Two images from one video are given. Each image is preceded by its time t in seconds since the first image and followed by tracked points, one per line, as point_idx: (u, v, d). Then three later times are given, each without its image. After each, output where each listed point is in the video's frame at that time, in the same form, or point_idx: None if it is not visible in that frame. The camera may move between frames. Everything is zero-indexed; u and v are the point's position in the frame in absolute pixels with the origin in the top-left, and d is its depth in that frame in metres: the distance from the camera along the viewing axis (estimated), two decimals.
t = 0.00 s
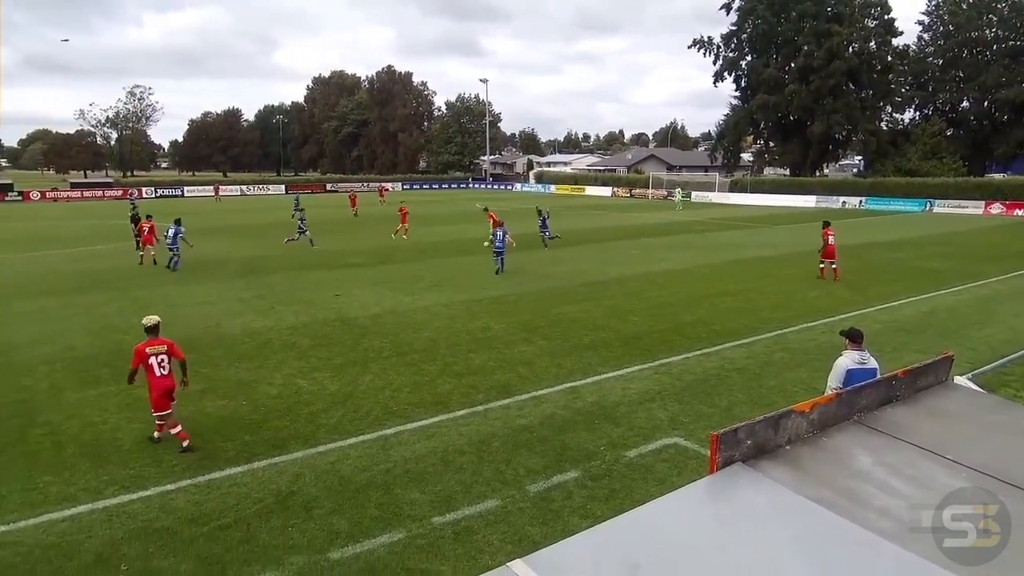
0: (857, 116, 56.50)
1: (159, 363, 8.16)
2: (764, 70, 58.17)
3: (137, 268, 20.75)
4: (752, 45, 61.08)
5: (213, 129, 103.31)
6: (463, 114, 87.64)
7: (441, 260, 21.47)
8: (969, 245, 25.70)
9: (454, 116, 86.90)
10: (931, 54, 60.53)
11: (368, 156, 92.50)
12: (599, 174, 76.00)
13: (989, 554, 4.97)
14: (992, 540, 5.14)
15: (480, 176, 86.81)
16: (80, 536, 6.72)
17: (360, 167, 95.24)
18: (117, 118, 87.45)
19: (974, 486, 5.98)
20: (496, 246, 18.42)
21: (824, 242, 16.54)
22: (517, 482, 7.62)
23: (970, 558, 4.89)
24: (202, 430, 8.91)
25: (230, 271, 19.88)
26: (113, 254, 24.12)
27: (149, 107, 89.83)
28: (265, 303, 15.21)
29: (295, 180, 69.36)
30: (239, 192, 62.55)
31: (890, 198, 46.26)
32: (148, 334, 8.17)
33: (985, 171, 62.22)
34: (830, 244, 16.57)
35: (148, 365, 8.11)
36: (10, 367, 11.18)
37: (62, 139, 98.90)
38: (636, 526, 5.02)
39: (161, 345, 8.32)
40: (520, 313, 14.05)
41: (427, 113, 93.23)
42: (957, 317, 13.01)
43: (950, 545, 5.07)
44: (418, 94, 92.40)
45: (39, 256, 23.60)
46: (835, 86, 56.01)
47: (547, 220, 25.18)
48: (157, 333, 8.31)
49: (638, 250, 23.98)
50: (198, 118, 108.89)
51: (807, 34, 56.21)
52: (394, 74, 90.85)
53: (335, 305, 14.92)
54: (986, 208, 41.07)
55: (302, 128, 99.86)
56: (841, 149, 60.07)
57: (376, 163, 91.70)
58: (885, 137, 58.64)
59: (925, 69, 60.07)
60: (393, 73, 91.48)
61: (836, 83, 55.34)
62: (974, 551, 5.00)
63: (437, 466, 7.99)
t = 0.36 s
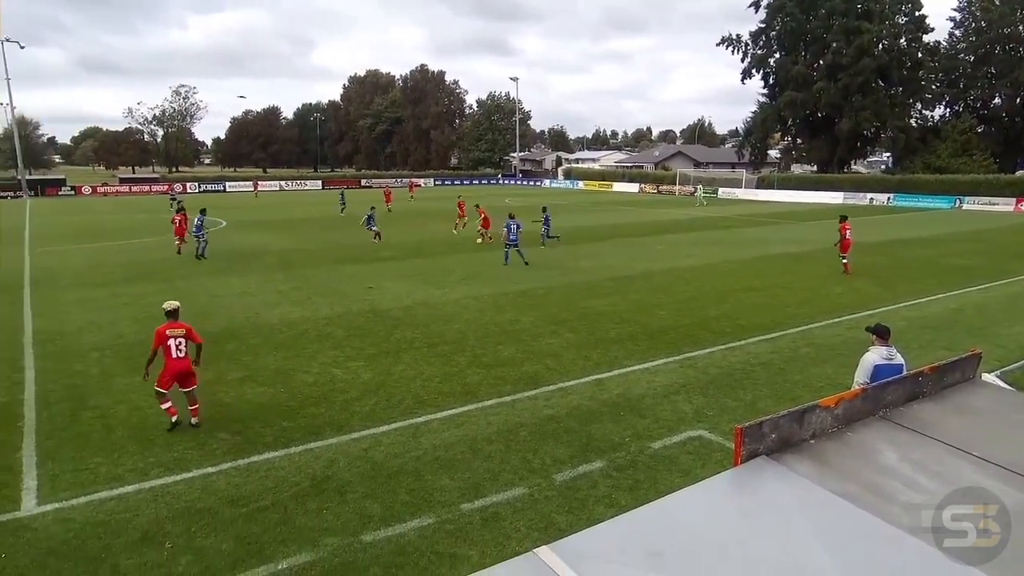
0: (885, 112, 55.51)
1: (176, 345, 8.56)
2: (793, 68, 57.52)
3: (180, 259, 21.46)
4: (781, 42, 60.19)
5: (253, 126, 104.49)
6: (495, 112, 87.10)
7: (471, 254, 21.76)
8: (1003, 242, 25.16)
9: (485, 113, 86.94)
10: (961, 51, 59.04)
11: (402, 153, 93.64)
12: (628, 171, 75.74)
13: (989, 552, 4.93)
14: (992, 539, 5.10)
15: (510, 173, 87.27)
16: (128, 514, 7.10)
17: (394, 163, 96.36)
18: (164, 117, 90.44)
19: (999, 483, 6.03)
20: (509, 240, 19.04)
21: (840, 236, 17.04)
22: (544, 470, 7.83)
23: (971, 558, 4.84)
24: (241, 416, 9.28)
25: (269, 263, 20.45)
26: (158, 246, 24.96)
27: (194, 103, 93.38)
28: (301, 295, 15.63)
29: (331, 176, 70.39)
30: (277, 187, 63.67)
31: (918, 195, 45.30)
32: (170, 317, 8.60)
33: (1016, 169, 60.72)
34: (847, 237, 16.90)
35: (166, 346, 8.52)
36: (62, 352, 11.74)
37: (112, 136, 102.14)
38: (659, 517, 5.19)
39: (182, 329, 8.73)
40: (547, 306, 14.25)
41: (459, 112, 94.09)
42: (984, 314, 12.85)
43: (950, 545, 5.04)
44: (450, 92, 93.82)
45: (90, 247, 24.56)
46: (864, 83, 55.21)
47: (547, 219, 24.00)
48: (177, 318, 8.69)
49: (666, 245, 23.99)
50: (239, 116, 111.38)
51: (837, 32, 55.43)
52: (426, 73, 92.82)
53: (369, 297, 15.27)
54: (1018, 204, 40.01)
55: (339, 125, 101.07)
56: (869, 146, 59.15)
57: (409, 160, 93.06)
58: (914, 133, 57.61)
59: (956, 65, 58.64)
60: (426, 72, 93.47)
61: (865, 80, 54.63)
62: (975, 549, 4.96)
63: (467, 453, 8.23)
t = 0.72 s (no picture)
0: (920, 109, 53.99)
1: (186, 334, 9.00)
2: (826, 64, 56.23)
3: (228, 251, 22.31)
4: (814, 39, 58.87)
5: (296, 124, 106.29)
6: (528, 109, 90.25)
7: (505, 248, 22.09)
8: None
9: (519, 111, 90.06)
10: (1000, 47, 58.29)
11: (440, 149, 94.37)
12: (660, 167, 75.27)
13: (988, 552, 4.90)
14: (992, 540, 5.05)
15: (544, 168, 88.17)
16: (180, 492, 7.55)
17: (432, 159, 97.53)
18: (216, 115, 95.54)
19: None
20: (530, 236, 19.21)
21: (860, 232, 17.48)
22: (574, 459, 8.07)
23: (970, 557, 4.79)
24: (284, 401, 9.71)
25: (311, 255, 21.11)
26: (208, 239, 25.94)
27: (243, 102, 98.51)
28: (342, 286, 16.14)
29: (370, 172, 71.65)
30: (320, 183, 65.08)
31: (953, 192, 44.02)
32: (178, 309, 9.03)
33: None
34: (867, 233, 17.31)
35: (177, 336, 8.97)
36: (119, 339, 12.40)
37: (166, 134, 106.11)
38: (685, 508, 5.37)
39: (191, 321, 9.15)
40: (579, 299, 14.46)
41: (494, 109, 94.98)
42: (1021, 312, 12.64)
43: (950, 542, 4.99)
44: (487, 91, 95.36)
45: (145, 239, 25.67)
46: (899, 79, 53.76)
47: (554, 217, 23.45)
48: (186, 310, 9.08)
49: (698, 241, 23.94)
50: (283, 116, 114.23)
51: (871, 29, 54.01)
52: (462, 72, 94.19)
53: (407, 289, 15.68)
54: None
55: (379, 122, 102.77)
56: (903, 142, 57.47)
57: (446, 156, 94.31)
58: (950, 130, 56.00)
59: (995, 60, 57.74)
60: (463, 71, 94.77)
61: (900, 76, 53.15)
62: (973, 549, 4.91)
63: (499, 441, 8.51)
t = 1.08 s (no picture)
0: (957, 105, 52.33)
1: (202, 323, 9.59)
2: (861, 60, 54.99)
3: (273, 242, 23.06)
4: (849, 35, 57.51)
5: (339, 122, 107.99)
6: (563, 107, 88.22)
7: (537, 242, 22.33)
8: None
9: (554, 109, 88.24)
10: None
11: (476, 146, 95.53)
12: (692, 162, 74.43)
13: (991, 554, 4.87)
14: (992, 540, 5.04)
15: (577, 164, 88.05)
16: (228, 471, 8.01)
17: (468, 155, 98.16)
18: (263, 115, 98.03)
19: None
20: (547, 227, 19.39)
21: (879, 227, 17.58)
22: (603, 448, 8.29)
23: (971, 559, 4.76)
24: (325, 386, 10.16)
25: (351, 247, 21.70)
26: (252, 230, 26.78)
27: (289, 102, 101.72)
28: (380, 277, 16.59)
29: (409, 169, 72.58)
30: (361, 178, 66.19)
31: (991, 188, 42.57)
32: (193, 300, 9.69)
33: None
34: (886, 228, 17.42)
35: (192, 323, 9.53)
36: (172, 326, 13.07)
37: (217, 131, 109.61)
38: (712, 499, 5.51)
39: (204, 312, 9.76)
40: (610, 292, 14.63)
41: (529, 107, 95.71)
42: None
43: (948, 543, 4.95)
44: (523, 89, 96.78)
45: (195, 230, 26.68)
46: (936, 75, 52.17)
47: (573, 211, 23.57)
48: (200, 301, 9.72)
49: (730, 236, 23.81)
50: (324, 114, 116.45)
51: (907, 23, 52.38)
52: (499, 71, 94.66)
53: (443, 281, 16.04)
54: None
55: (418, 119, 103.88)
56: (939, 138, 55.93)
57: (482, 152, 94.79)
58: (988, 125, 54.21)
59: None
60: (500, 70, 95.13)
61: (937, 72, 51.52)
62: (971, 549, 4.89)
63: (531, 429, 8.78)
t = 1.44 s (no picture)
0: (999, 101, 50.44)
1: (202, 313, 9.87)
2: (898, 56, 53.46)
3: (315, 235, 23.79)
4: (886, 31, 56.02)
5: (380, 119, 108.68)
6: (597, 104, 89.78)
7: (569, 237, 22.50)
8: None
9: (587, 106, 90.09)
10: None
11: (511, 143, 95.42)
12: (725, 159, 73.43)
13: (992, 553, 4.78)
14: (993, 539, 4.98)
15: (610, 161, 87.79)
16: (273, 452, 8.46)
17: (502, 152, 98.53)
18: (307, 111, 104.81)
19: None
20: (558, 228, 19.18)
21: (896, 223, 17.43)
22: (631, 439, 8.48)
23: (970, 557, 4.68)
24: (365, 373, 10.58)
25: (389, 240, 22.24)
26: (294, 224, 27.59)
27: (333, 101, 105.97)
28: (418, 270, 17.01)
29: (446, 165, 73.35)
30: (399, 174, 67.12)
31: None
32: (193, 291, 9.97)
33: None
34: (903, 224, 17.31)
35: (192, 314, 9.81)
36: (221, 313, 13.71)
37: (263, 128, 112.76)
38: (738, 490, 5.55)
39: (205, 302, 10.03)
40: (642, 287, 14.75)
41: (564, 105, 96.04)
42: None
43: (949, 541, 4.88)
44: (557, 87, 96.73)
45: (240, 223, 27.63)
46: (977, 71, 50.39)
47: (604, 206, 23.49)
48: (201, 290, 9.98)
49: (762, 232, 23.64)
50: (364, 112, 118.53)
51: (946, 19, 50.70)
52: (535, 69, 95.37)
53: (478, 274, 16.36)
54: None
55: (454, 117, 104.60)
56: (979, 135, 54.11)
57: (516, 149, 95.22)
58: None
59: None
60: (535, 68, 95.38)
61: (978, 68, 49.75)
62: (972, 548, 4.81)
63: (561, 419, 9.02)
